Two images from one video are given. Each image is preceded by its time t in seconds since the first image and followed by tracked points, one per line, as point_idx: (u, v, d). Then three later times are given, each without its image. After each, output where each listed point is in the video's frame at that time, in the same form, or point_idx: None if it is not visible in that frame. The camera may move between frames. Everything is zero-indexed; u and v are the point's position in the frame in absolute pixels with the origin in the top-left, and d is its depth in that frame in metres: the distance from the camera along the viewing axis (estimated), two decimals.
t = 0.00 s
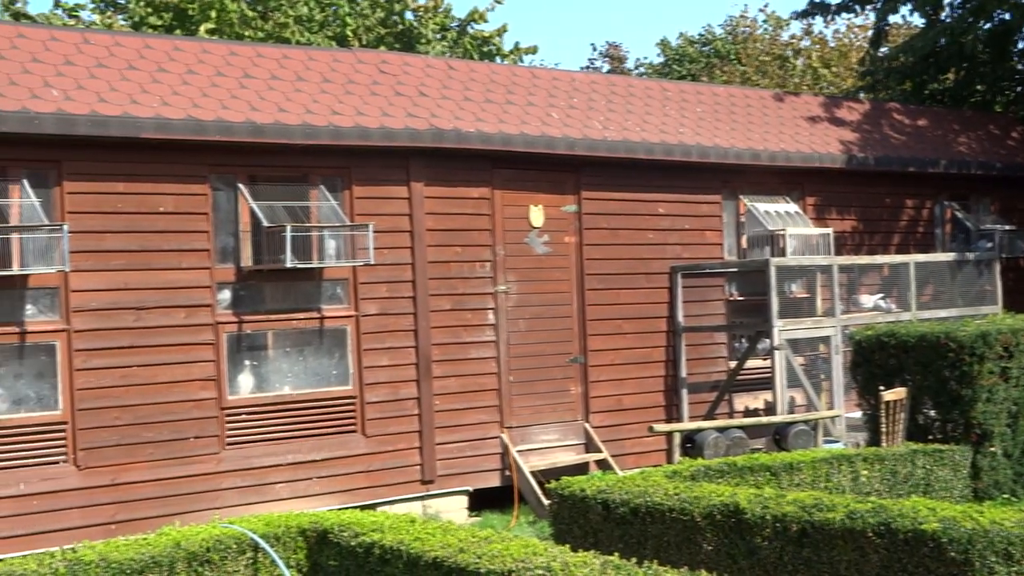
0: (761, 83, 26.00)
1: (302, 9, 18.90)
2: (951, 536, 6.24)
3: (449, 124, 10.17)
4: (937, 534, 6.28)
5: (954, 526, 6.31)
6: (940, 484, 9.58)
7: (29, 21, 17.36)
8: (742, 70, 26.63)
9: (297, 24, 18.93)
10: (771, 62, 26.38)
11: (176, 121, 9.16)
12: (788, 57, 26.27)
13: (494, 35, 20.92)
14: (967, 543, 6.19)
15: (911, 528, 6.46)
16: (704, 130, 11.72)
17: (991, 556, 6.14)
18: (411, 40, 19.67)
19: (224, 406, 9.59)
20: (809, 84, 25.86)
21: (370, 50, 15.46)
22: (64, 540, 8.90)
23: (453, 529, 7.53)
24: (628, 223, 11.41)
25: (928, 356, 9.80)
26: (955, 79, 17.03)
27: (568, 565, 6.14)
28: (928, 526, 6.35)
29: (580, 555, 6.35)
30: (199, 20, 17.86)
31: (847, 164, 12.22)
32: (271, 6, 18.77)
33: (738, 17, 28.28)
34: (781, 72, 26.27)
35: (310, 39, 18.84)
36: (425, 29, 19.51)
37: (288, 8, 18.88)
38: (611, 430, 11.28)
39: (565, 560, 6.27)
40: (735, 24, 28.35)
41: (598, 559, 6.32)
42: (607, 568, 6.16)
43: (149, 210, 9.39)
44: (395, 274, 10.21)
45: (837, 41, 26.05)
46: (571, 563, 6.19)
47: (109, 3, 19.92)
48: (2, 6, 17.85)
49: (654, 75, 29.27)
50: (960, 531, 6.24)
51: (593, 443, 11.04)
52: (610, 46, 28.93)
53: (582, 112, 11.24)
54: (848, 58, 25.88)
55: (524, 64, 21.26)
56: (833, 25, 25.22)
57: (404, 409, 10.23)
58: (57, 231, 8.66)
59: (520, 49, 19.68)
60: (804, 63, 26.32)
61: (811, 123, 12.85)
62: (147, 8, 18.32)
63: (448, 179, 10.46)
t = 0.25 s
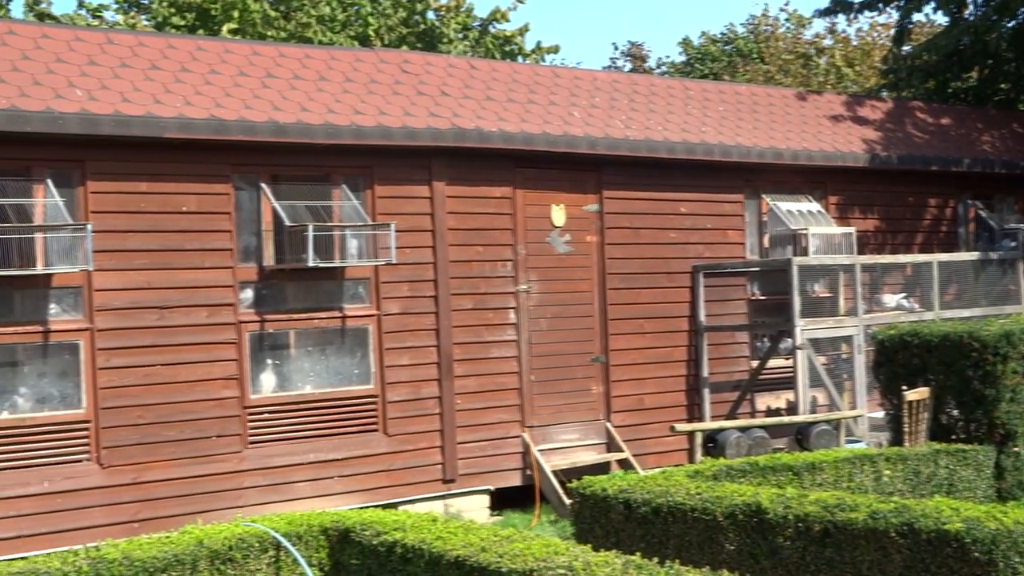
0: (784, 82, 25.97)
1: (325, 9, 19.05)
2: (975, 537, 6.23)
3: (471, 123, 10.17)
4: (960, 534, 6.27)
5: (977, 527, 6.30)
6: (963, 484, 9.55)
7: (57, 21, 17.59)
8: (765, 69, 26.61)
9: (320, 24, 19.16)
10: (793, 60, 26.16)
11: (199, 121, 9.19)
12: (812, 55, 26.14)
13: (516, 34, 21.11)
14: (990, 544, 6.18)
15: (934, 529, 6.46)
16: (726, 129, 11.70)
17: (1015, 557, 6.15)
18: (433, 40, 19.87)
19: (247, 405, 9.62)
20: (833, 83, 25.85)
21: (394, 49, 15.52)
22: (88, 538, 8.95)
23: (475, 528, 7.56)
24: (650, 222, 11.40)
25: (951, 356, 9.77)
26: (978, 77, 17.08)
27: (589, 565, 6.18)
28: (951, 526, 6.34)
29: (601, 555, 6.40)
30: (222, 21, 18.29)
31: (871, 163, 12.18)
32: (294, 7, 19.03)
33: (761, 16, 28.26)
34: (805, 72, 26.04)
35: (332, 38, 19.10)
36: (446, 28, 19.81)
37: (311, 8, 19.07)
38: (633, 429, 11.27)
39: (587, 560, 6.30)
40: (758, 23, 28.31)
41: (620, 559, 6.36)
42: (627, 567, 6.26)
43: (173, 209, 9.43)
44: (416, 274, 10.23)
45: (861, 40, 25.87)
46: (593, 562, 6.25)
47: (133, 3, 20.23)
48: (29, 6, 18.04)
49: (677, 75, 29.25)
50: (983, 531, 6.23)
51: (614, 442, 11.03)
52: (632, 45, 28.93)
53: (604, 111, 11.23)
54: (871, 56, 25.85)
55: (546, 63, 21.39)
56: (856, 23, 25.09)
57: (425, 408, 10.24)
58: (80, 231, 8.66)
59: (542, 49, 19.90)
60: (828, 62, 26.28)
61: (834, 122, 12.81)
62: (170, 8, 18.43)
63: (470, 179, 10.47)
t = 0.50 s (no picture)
0: (807, 81, 25.95)
1: (347, 9, 19.25)
2: (998, 537, 6.20)
3: (492, 123, 10.17)
4: (983, 535, 6.25)
5: (1000, 527, 6.28)
6: (986, 484, 9.51)
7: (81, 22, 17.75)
8: (788, 68, 26.59)
9: (341, 24, 19.24)
10: (817, 59, 26.17)
11: (221, 121, 9.21)
12: (835, 54, 26.12)
13: (536, 34, 21.35)
14: (1014, 545, 6.14)
15: (956, 529, 6.44)
16: (747, 128, 11.67)
17: None
18: (454, 40, 20.16)
19: (269, 404, 9.64)
20: (855, 82, 25.95)
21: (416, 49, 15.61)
22: (111, 537, 8.98)
23: (496, 528, 7.62)
24: (672, 222, 11.39)
25: (974, 355, 9.75)
26: (1001, 76, 17.05)
27: (610, 565, 6.28)
28: (974, 527, 6.33)
29: (622, 555, 6.50)
30: (244, 21, 18.40)
31: (893, 162, 12.14)
32: (316, 7, 19.07)
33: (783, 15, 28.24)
34: (830, 70, 26.07)
35: (353, 39, 19.18)
36: (468, 28, 20.05)
37: (333, 8, 19.17)
38: (655, 429, 11.26)
39: (608, 560, 6.40)
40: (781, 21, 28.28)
41: (640, 559, 6.46)
42: (650, 567, 6.33)
43: (195, 209, 9.45)
44: (437, 273, 10.23)
45: (881, 40, 26.49)
46: (616, 561, 6.37)
47: (156, 4, 20.42)
48: (52, 7, 18.19)
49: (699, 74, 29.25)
50: (1006, 532, 6.21)
51: (635, 441, 11.03)
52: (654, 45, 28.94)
53: (625, 110, 11.22)
54: (893, 55, 26.45)
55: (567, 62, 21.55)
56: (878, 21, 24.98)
57: (447, 407, 10.25)
58: (104, 230, 8.72)
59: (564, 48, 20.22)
60: (851, 61, 26.24)
61: (856, 121, 12.78)
62: (192, 8, 18.67)
63: (491, 178, 10.48)
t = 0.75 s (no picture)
0: (829, 80, 25.89)
1: (368, 9, 19.53)
2: (1021, 538, 6.19)
3: (513, 122, 10.18)
4: (1006, 536, 6.25)
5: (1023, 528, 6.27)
6: (1010, 484, 9.53)
7: (105, 23, 17.92)
8: (811, 67, 26.55)
9: (362, 23, 19.48)
10: (840, 58, 26.12)
11: (243, 121, 9.24)
12: (858, 53, 26.07)
13: (558, 33, 21.50)
14: None
15: (979, 529, 6.45)
16: (768, 127, 11.65)
17: None
18: (475, 39, 20.31)
19: (291, 403, 9.67)
20: (879, 81, 25.80)
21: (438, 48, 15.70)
22: (134, 535, 9.02)
23: (517, 527, 7.63)
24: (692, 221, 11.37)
25: (996, 355, 9.72)
26: None
27: (631, 564, 6.26)
28: (997, 527, 6.33)
29: (643, 555, 6.48)
30: (266, 21, 18.41)
31: (916, 161, 12.10)
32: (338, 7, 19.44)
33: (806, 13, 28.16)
34: (852, 69, 25.96)
35: (375, 38, 19.42)
36: (489, 28, 20.12)
37: (355, 8, 19.46)
38: (677, 428, 11.25)
39: (629, 559, 6.36)
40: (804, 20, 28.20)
41: (661, 559, 6.42)
42: (671, 567, 6.30)
43: (217, 209, 9.48)
44: (458, 272, 10.24)
45: (907, 38, 25.97)
46: (636, 561, 6.36)
47: (179, 4, 20.60)
48: (75, 8, 18.33)
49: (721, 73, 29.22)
50: None
51: (656, 440, 11.04)
52: (676, 44, 28.92)
53: (647, 109, 11.21)
54: (917, 53, 25.94)
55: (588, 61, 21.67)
56: (900, 20, 24.86)
57: (468, 407, 10.26)
58: (126, 230, 8.79)
59: (584, 47, 20.53)
60: (874, 59, 26.14)
61: (878, 120, 12.74)
62: (215, 8, 19.00)
63: (512, 178, 10.49)
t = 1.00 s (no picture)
0: (850, 79, 25.85)
1: (388, 9, 19.62)
2: None
3: (534, 122, 10.18)
4: None
5: None
6: None
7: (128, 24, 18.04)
8: (832, 66, 26.54)
9: (383, 23, 19.58)
10: (862, 57, 26.07)
11: (264, 120, 9.26)
12: (879, 52, 26.03)
13: (578, 33, 21.81)
14: None
15: (1001, 530, 6.45)
16: (789, 126, 11.63)
17: None
18: (496, 38, 20.62)
19: (312, 402, 9.68)
20: (901, 79, 25.71)
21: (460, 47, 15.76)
22: (155, 534, 9.04)
23: (537, 527, 7.64)
24: (713, 220, 11.36)
25: (1019, 355, 9.67)
26: None
27: (652, 565, 6.27)
28: (1019, 528, 6.34)
29: (664, 555, 6.48)
30: (288, 21, 18.56)
31: (937, 160, 12.06)
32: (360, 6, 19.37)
33: (827, 12, 28.11)
34: (873, 68, 25.91)
35: (396, 38, 19.48)
36: (509, 28, 20.49)
37: (375, 8, 19.46)
38: (697, 428, 11.24)
39: (650, 559, 6.39)
40: (825, 19, 28.15)
41: (683, 559, 6.44)
42: (692, 567, 6.30)
43: (239, 208, 9.50)
44: (478, 271, 10.25)
45: (930, 37, 25.81)
46: (656, 561, 6.36)
47: (200, 5, 20.72)
48: (97, 8, 18.45)
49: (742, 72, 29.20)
50: None
51: (677, 440, 11.03)
52: (696, 43, 28.92)
53: (667, 108, 11.21)
54: (939, 52, 25.69)
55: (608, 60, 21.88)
56: (922, 18, 24.77)
57: (488, 406, 10.26)
58: (148, 229, 8.84)
59: (604, 47, 20.78)
60: (896, 58, 26.07)
61: (900, 119, 12.71)
62: (236, 8, 19.08)
63: (533, 177, 10.50)
